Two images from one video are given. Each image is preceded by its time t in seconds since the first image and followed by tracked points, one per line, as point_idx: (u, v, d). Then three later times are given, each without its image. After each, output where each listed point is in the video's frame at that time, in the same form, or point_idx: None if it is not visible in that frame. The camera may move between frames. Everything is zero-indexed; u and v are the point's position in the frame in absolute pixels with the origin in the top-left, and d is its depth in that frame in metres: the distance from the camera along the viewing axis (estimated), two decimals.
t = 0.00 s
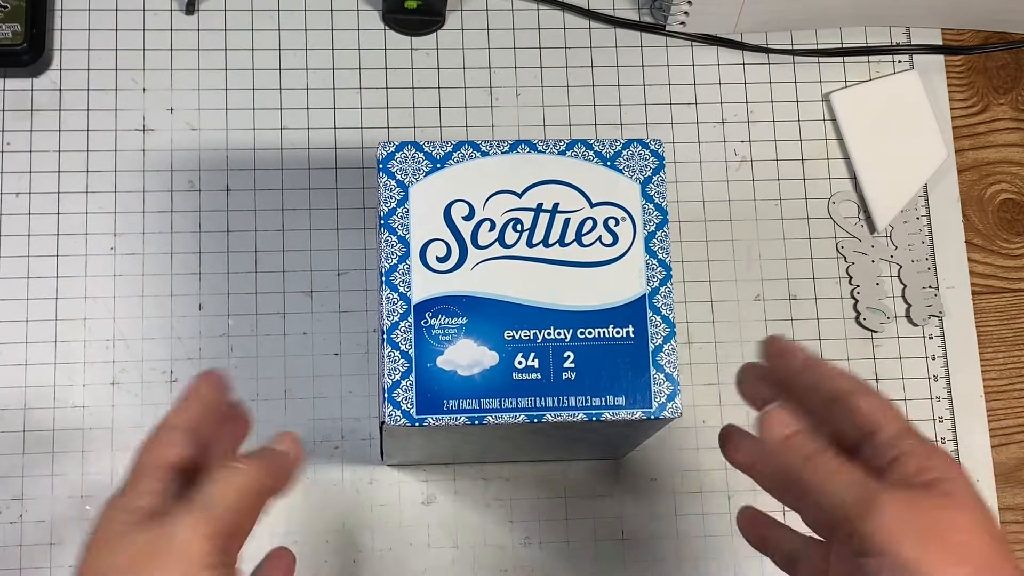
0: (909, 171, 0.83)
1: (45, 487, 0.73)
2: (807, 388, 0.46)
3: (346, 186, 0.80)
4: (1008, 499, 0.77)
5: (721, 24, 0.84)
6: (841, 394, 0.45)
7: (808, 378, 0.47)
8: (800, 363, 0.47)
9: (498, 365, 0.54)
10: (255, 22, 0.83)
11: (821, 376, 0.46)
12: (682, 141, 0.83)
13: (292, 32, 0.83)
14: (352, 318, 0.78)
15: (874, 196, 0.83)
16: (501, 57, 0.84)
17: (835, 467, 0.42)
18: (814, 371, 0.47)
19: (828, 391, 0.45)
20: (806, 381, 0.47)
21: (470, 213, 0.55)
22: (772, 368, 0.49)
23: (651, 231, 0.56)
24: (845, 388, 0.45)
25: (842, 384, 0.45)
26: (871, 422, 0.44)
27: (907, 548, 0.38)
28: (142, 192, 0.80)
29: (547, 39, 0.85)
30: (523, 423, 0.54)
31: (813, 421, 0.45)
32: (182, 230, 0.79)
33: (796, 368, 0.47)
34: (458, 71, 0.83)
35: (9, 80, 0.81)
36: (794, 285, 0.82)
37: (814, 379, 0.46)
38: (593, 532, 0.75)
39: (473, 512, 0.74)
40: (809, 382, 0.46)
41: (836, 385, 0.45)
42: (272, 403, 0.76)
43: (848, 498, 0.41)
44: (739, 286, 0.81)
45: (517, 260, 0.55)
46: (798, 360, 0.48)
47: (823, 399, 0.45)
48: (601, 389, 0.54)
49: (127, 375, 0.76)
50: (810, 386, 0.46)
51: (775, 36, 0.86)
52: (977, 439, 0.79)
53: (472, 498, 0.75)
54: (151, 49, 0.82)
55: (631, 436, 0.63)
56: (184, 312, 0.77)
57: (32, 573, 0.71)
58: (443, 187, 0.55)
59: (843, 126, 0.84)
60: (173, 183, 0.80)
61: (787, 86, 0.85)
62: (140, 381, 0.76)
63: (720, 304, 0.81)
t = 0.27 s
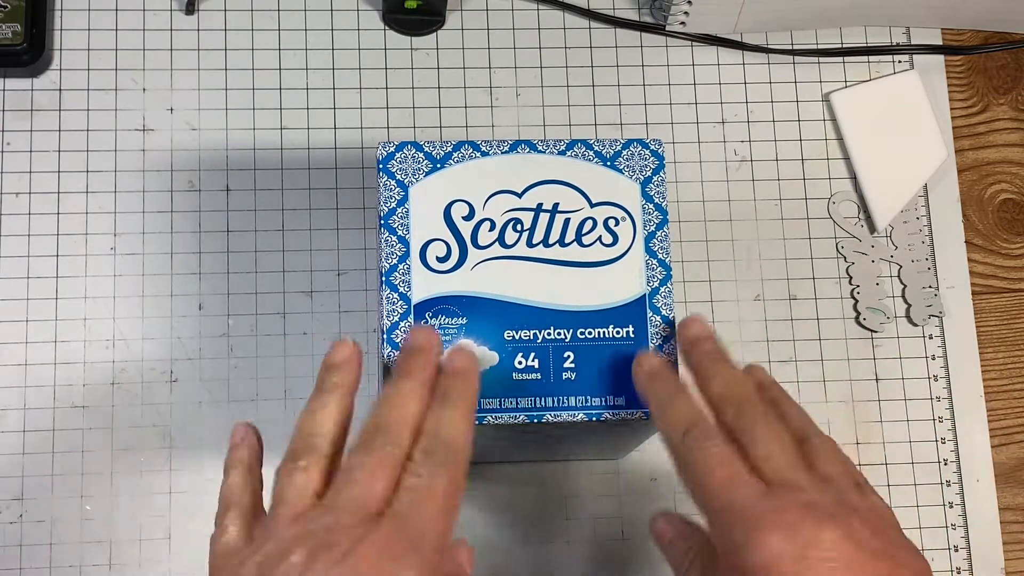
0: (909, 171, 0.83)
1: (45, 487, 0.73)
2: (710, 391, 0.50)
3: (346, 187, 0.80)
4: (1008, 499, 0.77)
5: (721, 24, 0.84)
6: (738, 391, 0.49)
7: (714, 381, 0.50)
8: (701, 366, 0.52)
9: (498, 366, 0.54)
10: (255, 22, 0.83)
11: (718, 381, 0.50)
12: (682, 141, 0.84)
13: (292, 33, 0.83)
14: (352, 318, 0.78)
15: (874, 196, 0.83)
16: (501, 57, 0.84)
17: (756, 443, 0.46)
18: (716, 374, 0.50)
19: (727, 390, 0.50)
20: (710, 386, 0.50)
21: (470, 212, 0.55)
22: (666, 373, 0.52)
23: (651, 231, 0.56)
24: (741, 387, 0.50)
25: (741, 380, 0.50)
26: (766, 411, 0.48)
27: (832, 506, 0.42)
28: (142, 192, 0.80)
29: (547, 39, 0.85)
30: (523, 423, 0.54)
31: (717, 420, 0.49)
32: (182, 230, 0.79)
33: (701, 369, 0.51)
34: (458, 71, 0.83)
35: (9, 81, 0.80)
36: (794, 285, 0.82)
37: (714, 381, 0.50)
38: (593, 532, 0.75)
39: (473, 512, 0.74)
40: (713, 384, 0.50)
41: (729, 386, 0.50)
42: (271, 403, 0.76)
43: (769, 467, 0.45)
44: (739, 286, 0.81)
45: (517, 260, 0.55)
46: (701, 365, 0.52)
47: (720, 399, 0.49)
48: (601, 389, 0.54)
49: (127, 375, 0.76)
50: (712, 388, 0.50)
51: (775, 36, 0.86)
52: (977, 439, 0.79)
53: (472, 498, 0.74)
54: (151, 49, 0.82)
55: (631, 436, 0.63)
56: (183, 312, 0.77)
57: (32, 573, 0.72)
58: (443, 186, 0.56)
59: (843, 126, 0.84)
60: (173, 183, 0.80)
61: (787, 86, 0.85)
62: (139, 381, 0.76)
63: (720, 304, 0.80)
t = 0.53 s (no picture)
0: (909, 172, 0.82)
1: (45, 487, 0.74)
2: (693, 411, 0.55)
3: (346, 187, 0.80)
4: (1008, 499, 0.78)
5: (721, 24, 0.84)
6: (721, 413, 0.54)
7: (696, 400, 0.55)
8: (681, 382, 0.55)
9: (497, 371, 0.54)
10: (255, 22, 0.83)
11: (702, 402, 0.54)
12: (682, 141, 0.83)
13: (292, 33, 0.83)
14: (351, 321, 0.78)
15: (874, 196, 0.82)
16: (501, 57, 0.84)
17: (741, 466, 0.51)
18: (699, 395, 0.55)
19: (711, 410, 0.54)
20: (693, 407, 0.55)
21: (469, 218, 0.55)
22: (661, 388, 0.54)
23: (651, 235, 0.56)
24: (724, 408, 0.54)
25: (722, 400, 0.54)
26: (747, 430, 0.53)
27: (813, 517, 0.47)
28: (142, 192, 0.80)
29: (547, 39, 0.84)
30: (522, 428, 0.54)
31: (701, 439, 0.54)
32: (182, 231, 0.79)
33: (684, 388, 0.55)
34: (458, 71, 0.83)
35: (9, 81, 0.80)
36: (794, 285, 0.82)
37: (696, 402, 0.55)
38: (593, 532, 0.75)
39: (472, 512, 0.74)
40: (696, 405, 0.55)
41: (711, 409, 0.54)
42: (271, 405, 0.76)
43: (752, 486, 0.50)
44: (739, 286, 0.81)
45: (516, 265, 0.55)
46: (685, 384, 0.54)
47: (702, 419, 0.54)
48: (600, 394, 0.54)
49: (127, 375, 0.76)
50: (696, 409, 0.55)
51: (775, 36, 0.86)
52: (977, 439, 0.79)
53: (471, 498, 0.75)
54: (151, 49, 0.82)
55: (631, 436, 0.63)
56: (184, 313, 0.77)
57: (32, 572, 0.72)
58: (442, 191, 0.56)
59: (843, 126, 0.84)
60: (172, 183, 0.80)
61: (787, 86, 0.85)
62: (139, 381, 0.76)
63: (720, 304, 0.81)
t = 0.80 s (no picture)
0: (909, 172, 0.82)
1: (45, 487, 0.74)
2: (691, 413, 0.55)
3: (346, 187, 0.80)
4: (1008, 499, 0.78)
5: (721, 24, 0.84)
6: (721, 417, 0.54)
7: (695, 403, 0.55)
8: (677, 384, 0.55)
9: (497, 373, 0.54)
10: (255, 22, 0.83)
11: (700, 405, 0.54)
12: (682, 141, 0.83)
13: (292, 33, 0.83)
14: (351, 322, 0.78)
15: (874, 197, 0.82)
16: (501, 57, 0.84)
17: (741, 470, 0.51)
18: (697, 398, 0.54)
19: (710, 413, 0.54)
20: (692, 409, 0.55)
21: (469, 219, 0.55)
22: (661, 390, 0.54)
23: (651, 236, 0.56)
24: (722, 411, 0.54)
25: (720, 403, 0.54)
26: (746, 433, 0.53)
27: (812, 520, 0.47)
28: (142, 192, 0.80)
29: (547, 39, 0.84)
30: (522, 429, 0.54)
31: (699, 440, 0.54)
32: (182, 231, 0.79)
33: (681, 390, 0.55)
34: (458, 71, 0.83)
35: (9, 80, 0.80)
36: (794, 285, 0.82)
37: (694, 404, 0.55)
38: (593, 532, 0.75)
39: (472, 512, 0.74)
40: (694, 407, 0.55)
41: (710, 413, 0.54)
42: (271, 406, 0.76)
43: (751, 489, 0.50)
44: (739, 286, 0.81)
45: (516, 266, 0.55)
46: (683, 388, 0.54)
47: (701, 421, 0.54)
48: (600, 396, 0.54)
49: (127, 375, 0.76)
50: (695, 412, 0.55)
51: (775, 36, 0.86)
52: (977, 439, 0.79)
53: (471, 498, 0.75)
54: (151, 49, 0.82)
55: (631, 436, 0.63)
56: (184, 313, 0.77)
57: (32, 572, 0.72)
58: (442, 192, 0.56)
59: (843, 127, 0.84)
60: (172, 183, 0.80)
61: (787, 87, 0.85)
62: (139, 381, 0.76)
63: (720, 304, 0.81)
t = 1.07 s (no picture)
0: (909, 171, 0.83)
1: (45, 487, 0.73)
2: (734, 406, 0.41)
3: (346, 186, 0.80)
4: (1008, 499, 0.77)
5: (721, 24, 0.84)
6: (762, 407, 0.40)
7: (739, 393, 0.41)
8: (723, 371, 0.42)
9: (498, 366, 0.54)
10: (255, 22, 0.83)
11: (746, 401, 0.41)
12: (682, 141, 0.84)
13: (292, 33, 0.83)
14: (352, 319, 0.78)
15: (874, 196, 0.83)
16: (500, 57, 0.84)
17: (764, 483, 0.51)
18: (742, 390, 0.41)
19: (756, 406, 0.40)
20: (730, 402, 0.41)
21: (470, 212, 0.55)
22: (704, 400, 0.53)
23: (651, 231, 0.56)
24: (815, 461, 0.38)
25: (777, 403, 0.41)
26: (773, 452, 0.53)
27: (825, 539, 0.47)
28: (142, 192, 0.80)
29: (547, 39, 0.85)
30: (523, 423, 0.54)
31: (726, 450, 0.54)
32: (182, 230, 0.79)
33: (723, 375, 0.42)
34: (458, 71, 0.83)
35: (9, 81, 0.80)
36: (794, 285, 0.82)
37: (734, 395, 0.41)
38: (593, 532, 0.75)
39: (473, 512, 0.74)
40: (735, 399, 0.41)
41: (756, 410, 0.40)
42: (271, 404, 0.76)
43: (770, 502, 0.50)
44: (739, 286, 0.81)
45: (517, 260, 0.55)
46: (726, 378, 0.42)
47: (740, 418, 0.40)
48: (601, 389, 0.54)
49: (127, 375, 0.76)
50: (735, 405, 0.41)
51: (775, 36, 0.86)
52: (977, 439, 0.79)
53: (472, 498, 0.74)
54: (151, 49, 0.82)
55: (631, 435, 0.63)
56: (184, 312, 0.77)
57: (32, 573, 0.71)
58: (443, 186, 0.55)
59: (843, 126, 0.84)
60: (173, 183, 0.80)
61: (787, 86, 0.85)
62: (139, 381, 0.76)
63: (720, 304, 0.80)
